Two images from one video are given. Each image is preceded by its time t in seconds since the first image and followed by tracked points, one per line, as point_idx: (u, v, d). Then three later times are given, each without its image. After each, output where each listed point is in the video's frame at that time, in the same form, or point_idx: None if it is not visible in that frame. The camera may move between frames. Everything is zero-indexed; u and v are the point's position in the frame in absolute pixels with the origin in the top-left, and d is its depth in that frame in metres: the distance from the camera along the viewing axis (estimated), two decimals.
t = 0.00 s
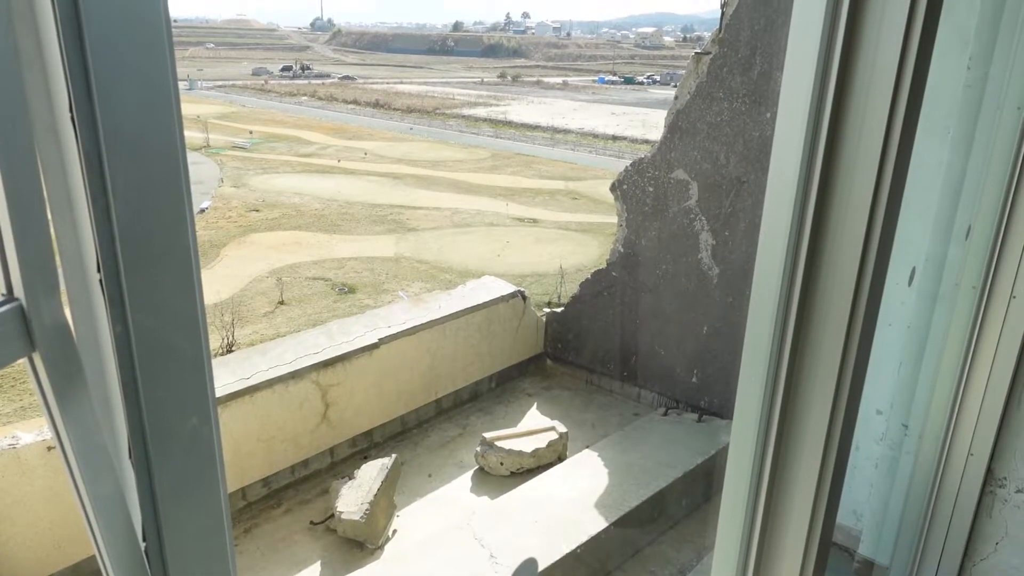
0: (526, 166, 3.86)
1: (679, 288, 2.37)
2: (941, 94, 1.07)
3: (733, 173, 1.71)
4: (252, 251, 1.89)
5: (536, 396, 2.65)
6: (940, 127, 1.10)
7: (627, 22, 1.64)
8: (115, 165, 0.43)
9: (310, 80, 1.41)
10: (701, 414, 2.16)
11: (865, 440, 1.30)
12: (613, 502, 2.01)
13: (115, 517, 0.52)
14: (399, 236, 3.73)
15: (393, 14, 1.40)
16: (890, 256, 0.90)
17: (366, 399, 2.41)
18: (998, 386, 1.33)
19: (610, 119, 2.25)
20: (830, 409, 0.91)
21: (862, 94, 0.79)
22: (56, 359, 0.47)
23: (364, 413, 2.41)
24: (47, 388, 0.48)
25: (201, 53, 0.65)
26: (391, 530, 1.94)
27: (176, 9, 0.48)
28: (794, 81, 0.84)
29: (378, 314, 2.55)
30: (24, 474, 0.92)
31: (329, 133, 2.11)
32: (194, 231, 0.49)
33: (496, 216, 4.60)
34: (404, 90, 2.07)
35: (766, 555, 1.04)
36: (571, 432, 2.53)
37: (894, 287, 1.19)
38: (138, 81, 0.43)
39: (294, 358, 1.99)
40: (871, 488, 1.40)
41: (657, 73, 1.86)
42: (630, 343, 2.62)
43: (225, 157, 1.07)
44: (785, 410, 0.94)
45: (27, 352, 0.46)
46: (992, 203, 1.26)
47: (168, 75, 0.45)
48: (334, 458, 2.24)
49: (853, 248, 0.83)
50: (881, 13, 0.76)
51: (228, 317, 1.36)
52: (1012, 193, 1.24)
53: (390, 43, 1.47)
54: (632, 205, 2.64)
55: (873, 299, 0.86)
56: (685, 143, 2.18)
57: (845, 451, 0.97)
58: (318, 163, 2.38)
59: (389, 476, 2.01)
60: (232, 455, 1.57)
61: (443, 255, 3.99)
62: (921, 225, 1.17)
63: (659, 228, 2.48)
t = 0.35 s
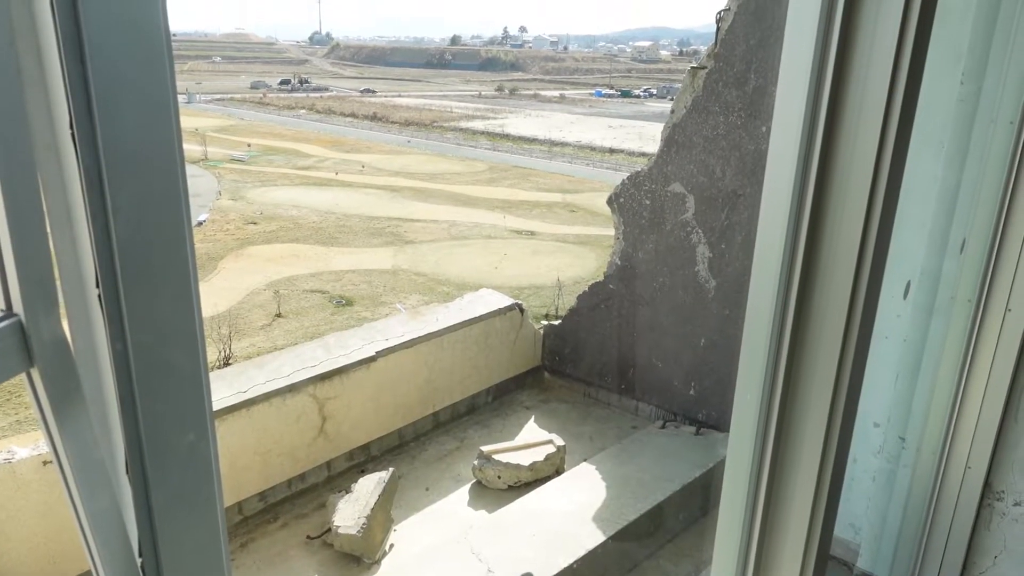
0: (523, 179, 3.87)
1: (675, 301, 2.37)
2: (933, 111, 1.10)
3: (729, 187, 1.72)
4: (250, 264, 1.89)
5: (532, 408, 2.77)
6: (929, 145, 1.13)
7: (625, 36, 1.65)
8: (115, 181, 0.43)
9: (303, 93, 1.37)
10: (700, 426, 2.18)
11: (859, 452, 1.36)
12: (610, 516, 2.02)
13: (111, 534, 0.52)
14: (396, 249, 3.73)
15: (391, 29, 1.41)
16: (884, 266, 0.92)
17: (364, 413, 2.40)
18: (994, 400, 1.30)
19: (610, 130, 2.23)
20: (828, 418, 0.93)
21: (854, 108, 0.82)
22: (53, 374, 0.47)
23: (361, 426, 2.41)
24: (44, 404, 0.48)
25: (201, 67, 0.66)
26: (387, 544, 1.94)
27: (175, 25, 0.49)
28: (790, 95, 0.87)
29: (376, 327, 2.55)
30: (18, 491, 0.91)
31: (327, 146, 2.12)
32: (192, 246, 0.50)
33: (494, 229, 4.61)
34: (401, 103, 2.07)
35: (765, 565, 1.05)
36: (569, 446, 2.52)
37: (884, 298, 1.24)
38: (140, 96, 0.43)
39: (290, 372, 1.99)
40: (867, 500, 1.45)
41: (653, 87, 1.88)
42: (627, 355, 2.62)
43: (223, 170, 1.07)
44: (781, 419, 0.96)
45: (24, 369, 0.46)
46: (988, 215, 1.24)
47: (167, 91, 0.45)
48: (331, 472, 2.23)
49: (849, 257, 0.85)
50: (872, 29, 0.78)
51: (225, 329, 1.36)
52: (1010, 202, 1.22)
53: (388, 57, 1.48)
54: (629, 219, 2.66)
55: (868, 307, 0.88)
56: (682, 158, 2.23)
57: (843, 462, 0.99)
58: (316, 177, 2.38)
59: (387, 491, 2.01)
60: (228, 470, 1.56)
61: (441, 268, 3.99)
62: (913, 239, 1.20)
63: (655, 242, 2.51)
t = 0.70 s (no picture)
0: (519, 194, 3.88)
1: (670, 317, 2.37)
2: (921, 129, 1.13)
3: (723, 204, 1.73)
4: (245, 279, 1.89)
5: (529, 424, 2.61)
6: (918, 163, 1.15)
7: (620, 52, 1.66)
8: (110, 198, 0.43)
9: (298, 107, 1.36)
10: (695, 442, 2.22)
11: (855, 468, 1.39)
12: (606, 532, 1.99)
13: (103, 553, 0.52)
14: (392, 264, 3.73)
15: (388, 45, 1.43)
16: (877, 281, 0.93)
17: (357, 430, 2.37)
18: (988, 417, 1.30)
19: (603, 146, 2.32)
20: (821, 433, 0.93)
21: (845, 120, 0.83)
22: (45, 391, 0.48)
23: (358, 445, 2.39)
24: (38, 421, 0.48)
25: (196, 82, 0.66)
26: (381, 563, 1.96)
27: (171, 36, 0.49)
28: (783, 107, 0.88)
29: (371, 342, 2.54)
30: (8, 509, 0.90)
31: (323, 162, 2.13)
32: (186, 262, 0.49)
33: (489, 244, 4.62)
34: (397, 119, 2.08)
35: None
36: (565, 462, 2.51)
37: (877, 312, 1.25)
38: (137, 112, 0.43)
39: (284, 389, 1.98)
40: (864, 517, 1.45)
41: (648, 102, 1.90)
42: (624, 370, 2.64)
43: (218, 186, 1.07)
44: (774, 433, 0.97)
45: (17, 390, 0.46)
46: (978, 236, 1.25)
47: (160, 105, 0.45)
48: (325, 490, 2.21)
49: (841, 269, 0.86)
50: (863, 44, 0.80)
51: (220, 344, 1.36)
52: (1000, 224, 1.23)
53: (384, 72, 1.49)
54: (624, 234, 2.63)
55: (862, 319, 0.88)
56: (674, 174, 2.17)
57: (839, 476, 0.98)
58: (313, 192, 2.39)
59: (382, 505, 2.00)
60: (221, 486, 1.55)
61: (436, 283, 3.99)
62: (906, 258, 1.23)
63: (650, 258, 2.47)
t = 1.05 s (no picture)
0: (514, 210, 3.89)
1: (665, 333, 2.38)
2: (910, 147, 1.13)
3: (717, 221, 1.74)
4: (239, 295, 1.89)
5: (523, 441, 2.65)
6: (905, 181, 1.15)
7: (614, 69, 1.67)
8: (107, 219, 0.43)
9: (297, 124, 1.36)
10: (690, 459, 2.21)
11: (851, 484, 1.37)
12: (601, 550, 1.99)
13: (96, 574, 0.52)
14: (387, 280, 3.73)
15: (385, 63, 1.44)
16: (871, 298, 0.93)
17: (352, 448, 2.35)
18: (982, 434, 1.30)
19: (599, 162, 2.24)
20: (816, 451, 0.93)
21: (837, 139, 0.83)
22: (40, 411, 0.49)
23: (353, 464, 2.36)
24: (32, 441, 0.50)
25: (192, 99, 0.66)
26: None
27: (168, 53, 0.49)
28: (775, 124, 0.89)
29: (366, 358, 2.53)
30: None
31: (318, 177, 2.13)
32: (182, 281, 0.49)
33: (484, 260, 4.63)
34: (392, 135, 2.09)
35: None
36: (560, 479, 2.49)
37: (870, 328, 1.25)
38: (135, 132, 0.43)
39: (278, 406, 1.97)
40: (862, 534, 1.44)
41: (642, 120, 1.91)
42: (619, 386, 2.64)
43: (214, 202, 1.07)
44: (769, 450, 0.97)
45: (11, 410, 0.49)
46: (969, 255, 1.26)
47: (157, 124, 0.45)
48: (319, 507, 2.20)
49: (834, 287, 0.87)
50: (853, 63, 0.81)
51: (214, 360, 1.36)
52: (990, 243, 1.24)
53: (380, 89, 1.50)
54: (619, 251, 2.65)
55: (856, 336, 0.89)
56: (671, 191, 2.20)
57: (834, 492, 0.98)
58: (308, 207, 2.39)
59: (375, 525, 2.05)
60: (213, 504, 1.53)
61: (431, 298, 3.99)
62: (897, 275, 1.22)
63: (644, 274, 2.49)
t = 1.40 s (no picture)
0: (510, 226, 3.90)
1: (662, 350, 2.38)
2: (906, 161, 1.12)
3: (712, 238, 1.74)
4: (234, 311, 1.89)
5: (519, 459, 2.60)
6: (899, 198, 1.13)
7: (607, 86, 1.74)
8: (104, 241, 0.43)
9: (293, 141, 1.37)
10: (688, 476, 2.20)
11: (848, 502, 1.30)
12: (597, 567, 1.97)
13: None
14: (383, 296, 3.73)
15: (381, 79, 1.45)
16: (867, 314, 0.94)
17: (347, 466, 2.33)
18: (978, 451, 1.31)
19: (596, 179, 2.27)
20: (813, 468, 0.93)
21: (832, 154, 0.84)
22: (34, 430, 0.49)
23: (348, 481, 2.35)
24: (28, 461, 0.50)
25: (189, 116, 0.67)
26: None
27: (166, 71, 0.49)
28: (770, 139, 0.89)
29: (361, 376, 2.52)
30: None
31: (315, 194, 2.13)
32: (179, 298, 0.49)
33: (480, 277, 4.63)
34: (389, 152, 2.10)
35: None
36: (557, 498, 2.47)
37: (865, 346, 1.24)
38: (135, 147, 0.43)
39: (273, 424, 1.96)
40: (856, 555, 1.39)
41: (637, 136, 1.93)
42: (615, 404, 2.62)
43: (210, 218, 1.07)
44: (767, 468, 0.97)
45: (6, 431, 0.49)
46: (963, 273, 1.26)
47: (156, 139, 0.45)
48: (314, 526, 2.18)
49: (831, 302, 0.87)
50: (847, 79, 0.81)
51: (209, 377, 1.35)
52: (984, 261, 1.25)
53: (376, 105, 1.51)
54: (614, 267, 2.65)
55: (852, 351, 0.89)
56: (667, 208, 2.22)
57: (832, 510, 0.98)
58: (305, 224, 2.39)
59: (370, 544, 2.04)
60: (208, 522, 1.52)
61: (427, 315, 3.99)
62: (892, 291, 1.21)
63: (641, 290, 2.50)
